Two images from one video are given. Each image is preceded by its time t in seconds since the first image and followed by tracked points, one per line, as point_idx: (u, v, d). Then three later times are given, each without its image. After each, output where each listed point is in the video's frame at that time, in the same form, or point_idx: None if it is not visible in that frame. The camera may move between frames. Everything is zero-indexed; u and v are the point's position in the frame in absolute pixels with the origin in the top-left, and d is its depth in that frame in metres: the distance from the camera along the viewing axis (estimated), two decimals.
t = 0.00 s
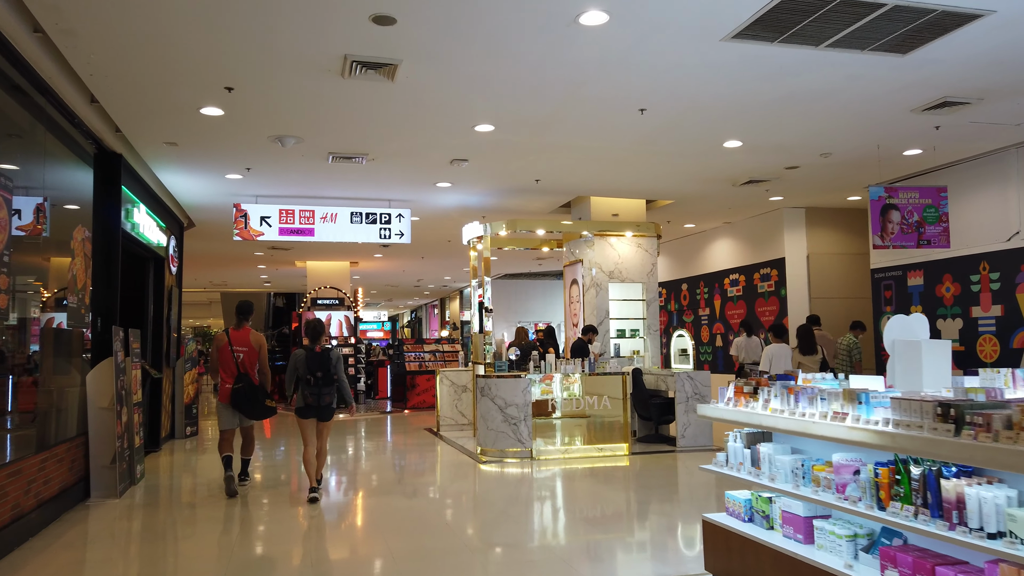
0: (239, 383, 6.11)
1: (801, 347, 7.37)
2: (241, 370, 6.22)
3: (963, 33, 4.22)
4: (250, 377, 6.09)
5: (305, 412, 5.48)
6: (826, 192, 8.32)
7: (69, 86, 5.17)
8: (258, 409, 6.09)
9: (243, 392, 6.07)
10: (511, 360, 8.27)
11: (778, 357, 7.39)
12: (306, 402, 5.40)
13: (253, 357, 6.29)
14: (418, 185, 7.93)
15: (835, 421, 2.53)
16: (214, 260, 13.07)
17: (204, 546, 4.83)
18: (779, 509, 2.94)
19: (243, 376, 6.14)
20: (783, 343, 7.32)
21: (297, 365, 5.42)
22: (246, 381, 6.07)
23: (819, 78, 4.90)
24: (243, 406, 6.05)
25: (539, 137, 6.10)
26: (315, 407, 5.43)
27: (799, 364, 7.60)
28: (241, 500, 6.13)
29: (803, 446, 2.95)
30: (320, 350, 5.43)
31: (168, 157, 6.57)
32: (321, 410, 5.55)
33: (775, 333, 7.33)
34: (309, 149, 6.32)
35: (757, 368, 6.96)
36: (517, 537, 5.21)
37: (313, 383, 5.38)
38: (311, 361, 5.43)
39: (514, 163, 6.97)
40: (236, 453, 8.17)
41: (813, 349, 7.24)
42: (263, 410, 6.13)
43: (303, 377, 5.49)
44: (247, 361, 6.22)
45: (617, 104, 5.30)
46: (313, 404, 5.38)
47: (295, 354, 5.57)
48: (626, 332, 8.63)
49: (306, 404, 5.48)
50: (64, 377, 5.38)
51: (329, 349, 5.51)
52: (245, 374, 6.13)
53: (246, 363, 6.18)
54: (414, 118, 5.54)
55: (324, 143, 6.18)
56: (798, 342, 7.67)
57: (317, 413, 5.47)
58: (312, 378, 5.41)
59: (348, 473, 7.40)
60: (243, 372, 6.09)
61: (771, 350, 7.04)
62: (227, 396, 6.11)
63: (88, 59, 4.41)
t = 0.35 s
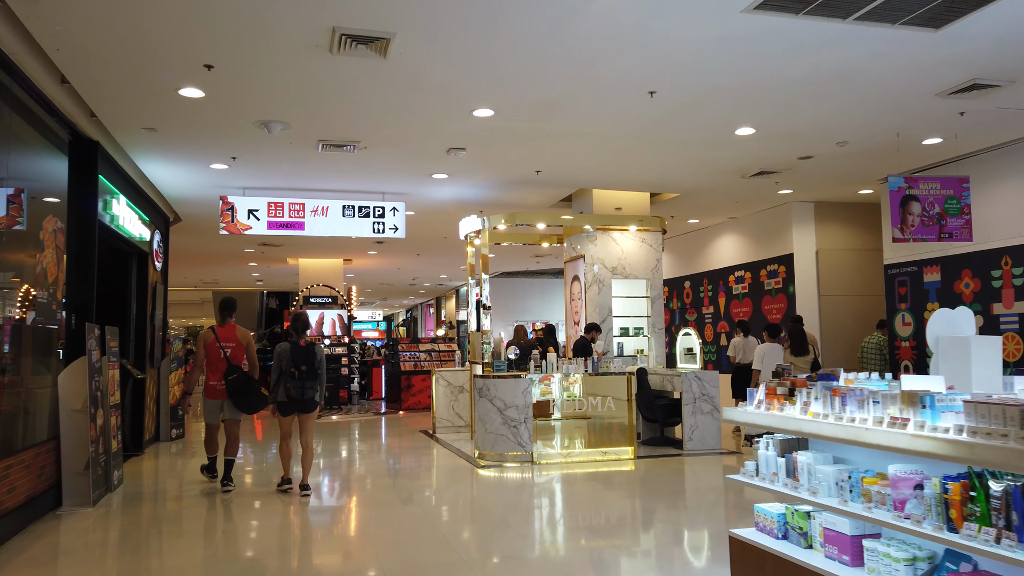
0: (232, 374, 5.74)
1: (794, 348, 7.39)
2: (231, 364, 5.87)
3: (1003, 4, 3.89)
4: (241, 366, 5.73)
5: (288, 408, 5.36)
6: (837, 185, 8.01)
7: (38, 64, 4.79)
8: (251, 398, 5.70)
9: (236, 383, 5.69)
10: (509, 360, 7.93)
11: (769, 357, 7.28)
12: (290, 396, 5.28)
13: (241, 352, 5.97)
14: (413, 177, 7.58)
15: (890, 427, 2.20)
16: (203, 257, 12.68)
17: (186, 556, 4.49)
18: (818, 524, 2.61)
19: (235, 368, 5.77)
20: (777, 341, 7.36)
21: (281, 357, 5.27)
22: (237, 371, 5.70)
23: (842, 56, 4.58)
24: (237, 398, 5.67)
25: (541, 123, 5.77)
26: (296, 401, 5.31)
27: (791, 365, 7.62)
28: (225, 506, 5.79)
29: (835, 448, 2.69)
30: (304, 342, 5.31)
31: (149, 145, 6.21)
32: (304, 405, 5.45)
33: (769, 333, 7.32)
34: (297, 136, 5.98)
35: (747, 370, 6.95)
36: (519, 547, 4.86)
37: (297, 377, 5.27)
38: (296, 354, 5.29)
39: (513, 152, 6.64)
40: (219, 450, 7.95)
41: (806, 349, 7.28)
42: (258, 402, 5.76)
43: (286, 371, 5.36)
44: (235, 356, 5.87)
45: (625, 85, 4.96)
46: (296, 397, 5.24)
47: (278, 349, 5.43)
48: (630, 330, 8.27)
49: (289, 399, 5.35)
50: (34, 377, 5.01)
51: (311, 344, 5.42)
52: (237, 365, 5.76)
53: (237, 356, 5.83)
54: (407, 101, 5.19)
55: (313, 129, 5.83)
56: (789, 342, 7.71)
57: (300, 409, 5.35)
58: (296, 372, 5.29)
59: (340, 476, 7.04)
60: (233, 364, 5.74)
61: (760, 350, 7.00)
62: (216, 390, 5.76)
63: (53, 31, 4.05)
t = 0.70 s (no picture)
0: (209, 381, 5.58)
1: (791, 351, 7.39)
2: (213, 368, 5.69)
3: None
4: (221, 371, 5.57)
5: (267, 414, 5.30)
6: (855, 179, 7.67)
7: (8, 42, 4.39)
8: (231, 405, 5.54)
9: (214, 389, 5.53)
10: (513, 361, 7.57)
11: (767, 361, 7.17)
12: (270, 403, 5.21)
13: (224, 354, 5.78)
14: (412, 169, 7.23)
15: (984, 444, 1.86)
16: (195, 254, 12.32)
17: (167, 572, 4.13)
18: (886, 553, 2.27)
19: (213, 374, 5.60)
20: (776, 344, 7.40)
21: (263, 363, 5.20)
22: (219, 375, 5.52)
23: (879, 31, 4.22)
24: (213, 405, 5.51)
25: (549, 109, 5.41)
26: (278, 408, 5.24)
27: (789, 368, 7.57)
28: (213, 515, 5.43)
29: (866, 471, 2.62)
30: (286, 349, 5.25)
31: (132, 133, 5.85)
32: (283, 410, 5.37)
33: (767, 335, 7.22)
34: (290, 123, 5.62)
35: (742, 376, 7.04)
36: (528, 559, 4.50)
37: (279, 385, 5.18)
38: (278, 361, 5.24)
39: (518, 141, 6.29)
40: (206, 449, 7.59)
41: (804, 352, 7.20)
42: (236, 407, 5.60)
43: (267, 377, 5.28)
44: (218, 359, 5.69)
45: (642, 65, 4.61)
46: (278, 403, 5.17)
47: (259, 355, 5.35)
48: (638, 330, 7.94)
49: (269, 404, 5.28)
50: (6, 381, 4.63)
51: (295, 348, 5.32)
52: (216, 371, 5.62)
53: (216, 360, 5.64)
54: (408, 82, 4.83)
55: (307, 116, 5.47)
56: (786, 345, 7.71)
57: (280, 415, 5.29)
58: (278, 378, 5.21)
59: (336, 481, 6.69)
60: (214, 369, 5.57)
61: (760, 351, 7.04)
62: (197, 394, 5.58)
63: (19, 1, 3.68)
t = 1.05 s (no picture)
0: (202, 382, 5.24)
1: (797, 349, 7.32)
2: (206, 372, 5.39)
3: None
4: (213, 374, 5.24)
5: (259, 413, 5.13)
6: (882, 170, 7.32)
7: None
8: (221, 408, 5.25)
9: (205, 391, 5.21)
10: (523, 361, 7.22)
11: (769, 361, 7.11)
12: (261, 401, 5.07)
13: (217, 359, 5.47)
14: (417, 160, 6.89)
15: None
16: (193, 251, 12.00)
17: None
18: None
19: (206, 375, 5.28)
20: (780, 341, 7.42)
21: (254, 362, 5.10)
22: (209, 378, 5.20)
23: (929, 2, 3.87)
24: (205, 408, 5.20)
25: (565, 91, 5.07)
26: (269, 408, 5.09)
27: (793, 365, 7.51)
28: (205, 522, 5.09)
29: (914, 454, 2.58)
30: (278, 348, 5.18)
31: (121, 118, 5.51)
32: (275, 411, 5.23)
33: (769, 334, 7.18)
34: (288, 108, 5.28)
35: (757, 372, 6.93)
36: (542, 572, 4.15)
37: (268, 383, 5.08)
38: (269, 359, 5.13)
39: (530, 129, 5.94)
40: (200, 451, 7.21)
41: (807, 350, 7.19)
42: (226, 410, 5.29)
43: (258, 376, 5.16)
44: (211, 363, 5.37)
45: (668, 41, 4.26)
46: (269, 402, 5.05)
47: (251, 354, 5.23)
48: (654, 330, 7.59)
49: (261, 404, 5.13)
50: None
51: (288, 349, 5.23)
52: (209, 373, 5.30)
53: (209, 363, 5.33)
54: (415, 60, 4.49)
55: (306, 100, 5.14)
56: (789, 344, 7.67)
57: (271, 415, 5.14)
58: (268, 377, 5.11)
59: (337, 485, 6.34)
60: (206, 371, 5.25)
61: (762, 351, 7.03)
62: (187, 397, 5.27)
63: None
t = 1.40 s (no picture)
0: (198, 373, 4.95)
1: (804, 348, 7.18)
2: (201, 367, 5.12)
3: None
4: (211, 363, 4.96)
5: (256, 408, 4.83)
6: (908, 160, 6.99)
7: None
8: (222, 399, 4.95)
9: (203, 382, 4.92)
10: (533, 359, 6.90)
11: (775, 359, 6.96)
12: (259, 396, 4.78)
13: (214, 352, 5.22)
14: (422, 149, 6.58)
15: None
16: (192, 248, 11.70)
17: None
18: None
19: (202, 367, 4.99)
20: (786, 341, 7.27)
21: (250, 355, 4.78)
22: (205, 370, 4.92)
23: None
24: (203, 398, 4.90)
25: (580, 72, 4.75)
26: (267, 402, 4.80)
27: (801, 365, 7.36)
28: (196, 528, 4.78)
29: (1013, 476, 2.50)
30: (274, 340, 4.87)
31: (109, 101, 5.21)
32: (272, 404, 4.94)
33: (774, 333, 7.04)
34: (285, 90, 4.97)
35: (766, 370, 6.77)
36: None
37: (267, 377, 4.77)
38: (265, 352, 4.82)
39: (541, 114, 5.63)
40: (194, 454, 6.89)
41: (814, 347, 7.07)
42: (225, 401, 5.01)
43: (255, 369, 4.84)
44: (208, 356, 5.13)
45: (694, 14, 3.94)
46: (267, 397, 4.75)
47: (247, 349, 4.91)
48: (669, 326, 7.28)
49: (258, 399, 4.82)
50: None
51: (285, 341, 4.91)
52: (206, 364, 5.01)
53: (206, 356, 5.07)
54: (421, 37, 4.18)
55: (304, 82, 4.83)
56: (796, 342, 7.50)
57: (269, 410, 4.85)
58: (266, 371, 4.80)
59: (337, 489, 6.02)
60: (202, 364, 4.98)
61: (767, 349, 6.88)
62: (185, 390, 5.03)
63: None
